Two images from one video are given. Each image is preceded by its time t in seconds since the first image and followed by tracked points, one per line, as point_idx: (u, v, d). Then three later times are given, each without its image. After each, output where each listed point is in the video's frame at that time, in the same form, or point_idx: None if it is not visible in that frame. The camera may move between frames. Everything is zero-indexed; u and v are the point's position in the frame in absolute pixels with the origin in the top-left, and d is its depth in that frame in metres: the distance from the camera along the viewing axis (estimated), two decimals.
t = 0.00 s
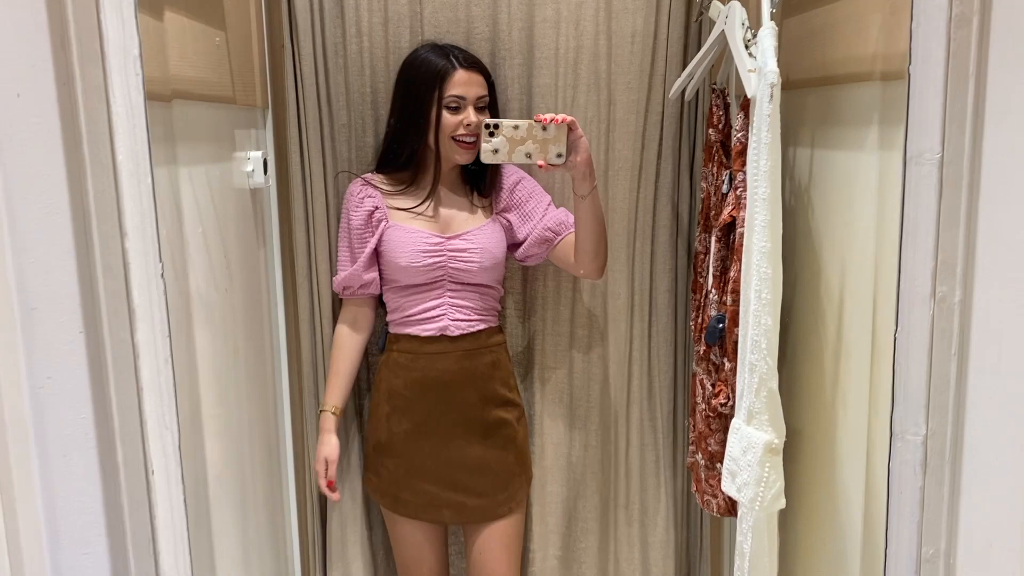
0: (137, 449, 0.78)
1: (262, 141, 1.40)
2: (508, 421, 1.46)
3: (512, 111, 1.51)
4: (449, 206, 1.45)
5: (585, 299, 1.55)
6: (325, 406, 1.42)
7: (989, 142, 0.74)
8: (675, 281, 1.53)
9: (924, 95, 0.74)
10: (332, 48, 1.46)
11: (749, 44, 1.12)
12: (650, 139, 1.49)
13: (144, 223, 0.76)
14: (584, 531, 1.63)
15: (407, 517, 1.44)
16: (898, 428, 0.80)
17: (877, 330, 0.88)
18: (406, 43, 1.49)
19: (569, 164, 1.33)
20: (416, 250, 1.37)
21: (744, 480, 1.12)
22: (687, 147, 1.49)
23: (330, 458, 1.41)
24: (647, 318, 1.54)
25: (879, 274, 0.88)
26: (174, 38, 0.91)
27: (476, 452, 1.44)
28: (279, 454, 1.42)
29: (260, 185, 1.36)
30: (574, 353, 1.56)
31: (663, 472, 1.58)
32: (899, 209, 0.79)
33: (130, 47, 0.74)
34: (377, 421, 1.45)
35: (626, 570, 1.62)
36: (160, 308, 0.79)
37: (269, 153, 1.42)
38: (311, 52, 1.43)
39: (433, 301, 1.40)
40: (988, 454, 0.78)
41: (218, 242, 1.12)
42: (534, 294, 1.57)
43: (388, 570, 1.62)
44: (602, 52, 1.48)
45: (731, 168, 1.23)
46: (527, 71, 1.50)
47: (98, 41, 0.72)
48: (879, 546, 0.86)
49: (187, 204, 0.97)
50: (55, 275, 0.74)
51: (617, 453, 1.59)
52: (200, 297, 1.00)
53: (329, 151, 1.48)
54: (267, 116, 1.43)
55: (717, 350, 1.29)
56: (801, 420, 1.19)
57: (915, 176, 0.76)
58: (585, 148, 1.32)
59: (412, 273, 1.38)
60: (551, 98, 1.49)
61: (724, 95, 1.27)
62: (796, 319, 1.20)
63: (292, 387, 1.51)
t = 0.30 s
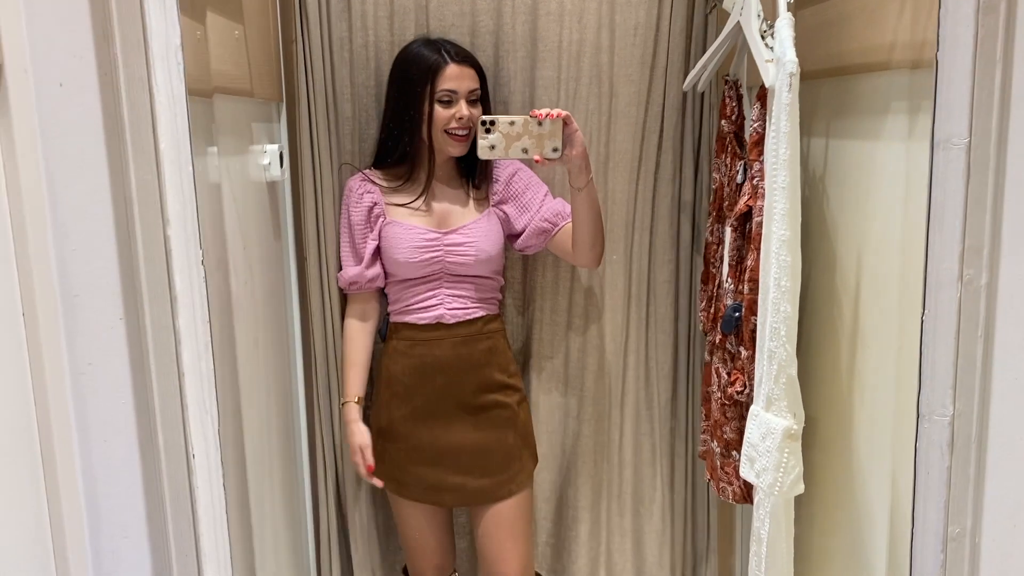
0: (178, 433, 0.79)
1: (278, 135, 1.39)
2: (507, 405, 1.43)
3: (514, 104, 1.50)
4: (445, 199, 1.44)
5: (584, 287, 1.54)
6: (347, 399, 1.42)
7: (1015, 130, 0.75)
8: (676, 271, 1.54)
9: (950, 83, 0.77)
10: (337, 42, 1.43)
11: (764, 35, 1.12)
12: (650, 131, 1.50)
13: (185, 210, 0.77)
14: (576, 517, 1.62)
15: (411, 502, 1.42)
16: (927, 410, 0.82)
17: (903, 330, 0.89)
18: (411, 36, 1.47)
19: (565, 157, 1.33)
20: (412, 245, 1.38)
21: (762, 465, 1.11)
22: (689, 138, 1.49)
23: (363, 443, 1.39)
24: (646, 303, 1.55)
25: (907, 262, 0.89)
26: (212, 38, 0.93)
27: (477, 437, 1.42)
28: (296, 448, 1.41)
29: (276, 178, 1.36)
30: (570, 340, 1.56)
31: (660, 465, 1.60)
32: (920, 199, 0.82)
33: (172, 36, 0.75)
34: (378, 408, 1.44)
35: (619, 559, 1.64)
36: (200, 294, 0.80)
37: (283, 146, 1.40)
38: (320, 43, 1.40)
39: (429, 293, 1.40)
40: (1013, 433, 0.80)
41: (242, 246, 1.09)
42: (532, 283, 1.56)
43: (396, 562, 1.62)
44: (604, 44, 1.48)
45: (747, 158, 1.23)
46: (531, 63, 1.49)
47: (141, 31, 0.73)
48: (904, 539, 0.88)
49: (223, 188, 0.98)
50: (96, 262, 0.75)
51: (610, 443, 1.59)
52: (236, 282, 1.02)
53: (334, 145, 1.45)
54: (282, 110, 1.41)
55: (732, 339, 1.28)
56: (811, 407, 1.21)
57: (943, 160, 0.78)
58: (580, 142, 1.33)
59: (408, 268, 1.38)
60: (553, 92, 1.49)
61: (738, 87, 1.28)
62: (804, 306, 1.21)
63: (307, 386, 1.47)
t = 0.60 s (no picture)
0: (171, 420, 0.79)
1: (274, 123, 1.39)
2: (503, 395, 1.42)
3: (512, 95, 1.49)
4: (444, 193, 1.41)
5: (578, 280, 1.55)
6: (421, 392, 1.26)
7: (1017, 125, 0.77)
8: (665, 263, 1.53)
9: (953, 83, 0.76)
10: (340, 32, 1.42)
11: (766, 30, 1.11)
12: (645, 124, 1.49)
13: (182, 195, 0.76)
14: (565, 507, 1.62)
15: (405, 489, 1.40)
16: (920, 406, 0.81)
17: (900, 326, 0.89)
18: (411, 25, 1.47)
19: (560, 151, 1.33)
20: (420, 245, 1.34)
21: (756, 460, 1.11)
22: (681, 134, 1.49)
23: (468, 413, 1.26)
24: (635, 297, 1.55)
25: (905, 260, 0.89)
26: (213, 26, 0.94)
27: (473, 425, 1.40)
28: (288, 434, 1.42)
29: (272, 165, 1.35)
30: (562, 333, 1.57)
31: (643, 456, 1.59)
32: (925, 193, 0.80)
33: (172, 17, 0.73)
34: (375, 396, 1.43)
35: (604, 553, 1.63)
36: (197, 280, 0.79)
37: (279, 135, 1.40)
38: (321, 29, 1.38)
39: (433, 290, 1.37)
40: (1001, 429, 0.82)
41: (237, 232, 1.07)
42: (527, 277, 1.55)
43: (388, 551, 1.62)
44: (603, 37, 1.48)
45: (745, 153, 1.22)
46: (528, 55, 1.48)
47: (139, 13, 0.72)
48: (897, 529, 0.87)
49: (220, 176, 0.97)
50: (92, 244, 0.76)
51: (605, 434, 1.59)
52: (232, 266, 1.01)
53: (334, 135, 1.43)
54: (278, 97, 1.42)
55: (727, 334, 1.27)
56: (807, 403, 1.20)
57: (943, 156, 0.78)
58: (577, 136, 1.32)
59: (414, 267, 1.35)
60: (552, 83, 1.48)
61: (736, 82, 1.26)
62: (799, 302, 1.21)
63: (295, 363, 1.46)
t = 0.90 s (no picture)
0: (149, 400, 0.80)
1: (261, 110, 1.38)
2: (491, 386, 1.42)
3: (503, 87, 1.49)
4: (440, 195, 1.39)
5: (570, 271, 1.55)
6: (476, 370, 1.32)
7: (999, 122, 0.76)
8: (653, 257, 1.53)
9: (937, 75, 0.77)
10: (332, 20, 1.40)
11: (753, 24, 1.10)
12: (636, 118, 1.48)
13: (161, 176, 0.77)
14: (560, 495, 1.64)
15: (393, 477, 1.40)
16: (899, 398, 0.83)
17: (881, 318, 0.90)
18: (404, 16, 1.45)
19: (555, 144, 1.32)
20: (424, 245, 1.33)
21: (737, 453, 1.10)
22: (669, 130, 1.48)
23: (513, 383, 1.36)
24: (625, 292, 1.54)
25: (887, 254, 0.89)
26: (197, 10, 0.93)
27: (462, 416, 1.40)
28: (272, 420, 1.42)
29: (259, 153, 1.34)
30: (555, 329, 1.58)
31: (630, 446, 1.57)
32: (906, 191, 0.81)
33: None
34: (367, 384, 1.43)
35: (601, 547, 1.62)
36: (178, 263, 0.79)
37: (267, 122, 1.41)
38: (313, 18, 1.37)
39: (432, 286, 1.37)
40: (984, 423, 0.81)
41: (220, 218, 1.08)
42: (519, 267, 1.56)
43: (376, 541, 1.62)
44: (595, 30, 1.48)
45: (731, 148, 1.22)
46: (520, 46, 1.48)
47: None
48: (875, 515, 0.89)
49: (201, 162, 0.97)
50: (74, 229, 0.75)
51: (601, 431, 1.58)
52: (213, 255, 1.00)
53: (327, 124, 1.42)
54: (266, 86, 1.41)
55: (711, 328, 1.27)
56: (789, 397, 1.20)
57: (925, 148, 0.78)
58: (571, 129, 1.32)
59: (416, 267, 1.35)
60: (544, 76, 1.48)
61: (724, 76, 1.26)
62: (781, 297, 1.21)
63: (283, 356, 1.50)
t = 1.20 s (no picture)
0: (121, 391, 0.79)
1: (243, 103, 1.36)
2: (477, 381, 1.42)
3: (490, 81, 1.48)
4: (428, 191, 1.39)
5: (558, 264, 1.55)
6: (441, 384, 1.32)
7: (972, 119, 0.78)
8: (640, 253, 1.53)
9: (907, 67, 0.78)
10: (319, 13, 1.40)
11: (733, 19, 1.10)
12: (622, 114, 1.48)
13: (133, 166, 0.77)
14: (548, 487, 1.65)
15: (375, 469, 1.40)
16: (870, 391, 0.84)
17: (850, 309, 0.91)
18: (391, 7, 1.44)
19: (544, 141, 1.33)
20: (411, 243, 1.33)
21: (715, 447, 1.10)
22: (657, 124, 1.48)
23: (480, 403, 1.36)
24: (612, 287, 1.54)
25: (858, 243, 0.90)
26: None
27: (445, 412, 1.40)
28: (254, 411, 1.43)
29: (240, 146, 1.33)
30: (543, 322, 1.58)
31: (616, 437, 1.58)
32: (877, 185, 0.82)
33: None
34: (352, 377, 1.43)
35: (589, 539, 1.63)
36: (148, 252, 0.79)
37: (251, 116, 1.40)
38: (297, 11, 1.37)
39: (419, 283, 1.37)
40: (949, 411, 0.83)
41: (201, 214, 1.10)
42: (506, 261, 1.56)
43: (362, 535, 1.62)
44: (581, 26, 1.47)
45: (712, 143, 1.21)
46: (506, 39, 1.47)
47: None
48: (846, 506, 0.90)
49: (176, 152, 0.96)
50: (45, 223, 0.75)
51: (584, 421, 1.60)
52: (184, 248, 1.00)
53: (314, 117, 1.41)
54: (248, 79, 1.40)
55: (692, 323, 1.27)
56: (766, 392, 1.20)
57: (895, 145, 0.79)
58: (560, 127, 1.32)
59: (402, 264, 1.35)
60: (529, 69, 1.48)
61: (706, 71, 1.25)
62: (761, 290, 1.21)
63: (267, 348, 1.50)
